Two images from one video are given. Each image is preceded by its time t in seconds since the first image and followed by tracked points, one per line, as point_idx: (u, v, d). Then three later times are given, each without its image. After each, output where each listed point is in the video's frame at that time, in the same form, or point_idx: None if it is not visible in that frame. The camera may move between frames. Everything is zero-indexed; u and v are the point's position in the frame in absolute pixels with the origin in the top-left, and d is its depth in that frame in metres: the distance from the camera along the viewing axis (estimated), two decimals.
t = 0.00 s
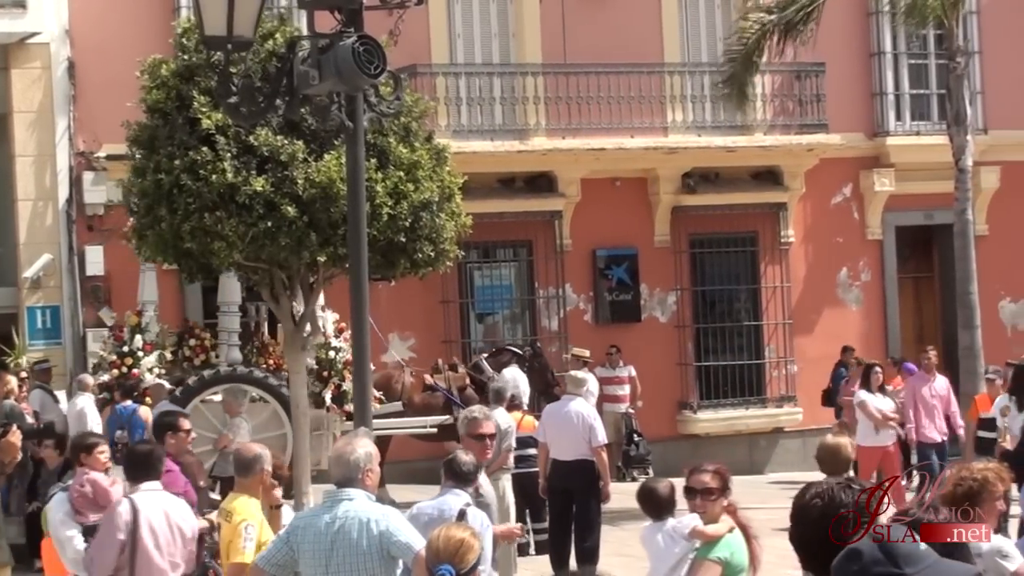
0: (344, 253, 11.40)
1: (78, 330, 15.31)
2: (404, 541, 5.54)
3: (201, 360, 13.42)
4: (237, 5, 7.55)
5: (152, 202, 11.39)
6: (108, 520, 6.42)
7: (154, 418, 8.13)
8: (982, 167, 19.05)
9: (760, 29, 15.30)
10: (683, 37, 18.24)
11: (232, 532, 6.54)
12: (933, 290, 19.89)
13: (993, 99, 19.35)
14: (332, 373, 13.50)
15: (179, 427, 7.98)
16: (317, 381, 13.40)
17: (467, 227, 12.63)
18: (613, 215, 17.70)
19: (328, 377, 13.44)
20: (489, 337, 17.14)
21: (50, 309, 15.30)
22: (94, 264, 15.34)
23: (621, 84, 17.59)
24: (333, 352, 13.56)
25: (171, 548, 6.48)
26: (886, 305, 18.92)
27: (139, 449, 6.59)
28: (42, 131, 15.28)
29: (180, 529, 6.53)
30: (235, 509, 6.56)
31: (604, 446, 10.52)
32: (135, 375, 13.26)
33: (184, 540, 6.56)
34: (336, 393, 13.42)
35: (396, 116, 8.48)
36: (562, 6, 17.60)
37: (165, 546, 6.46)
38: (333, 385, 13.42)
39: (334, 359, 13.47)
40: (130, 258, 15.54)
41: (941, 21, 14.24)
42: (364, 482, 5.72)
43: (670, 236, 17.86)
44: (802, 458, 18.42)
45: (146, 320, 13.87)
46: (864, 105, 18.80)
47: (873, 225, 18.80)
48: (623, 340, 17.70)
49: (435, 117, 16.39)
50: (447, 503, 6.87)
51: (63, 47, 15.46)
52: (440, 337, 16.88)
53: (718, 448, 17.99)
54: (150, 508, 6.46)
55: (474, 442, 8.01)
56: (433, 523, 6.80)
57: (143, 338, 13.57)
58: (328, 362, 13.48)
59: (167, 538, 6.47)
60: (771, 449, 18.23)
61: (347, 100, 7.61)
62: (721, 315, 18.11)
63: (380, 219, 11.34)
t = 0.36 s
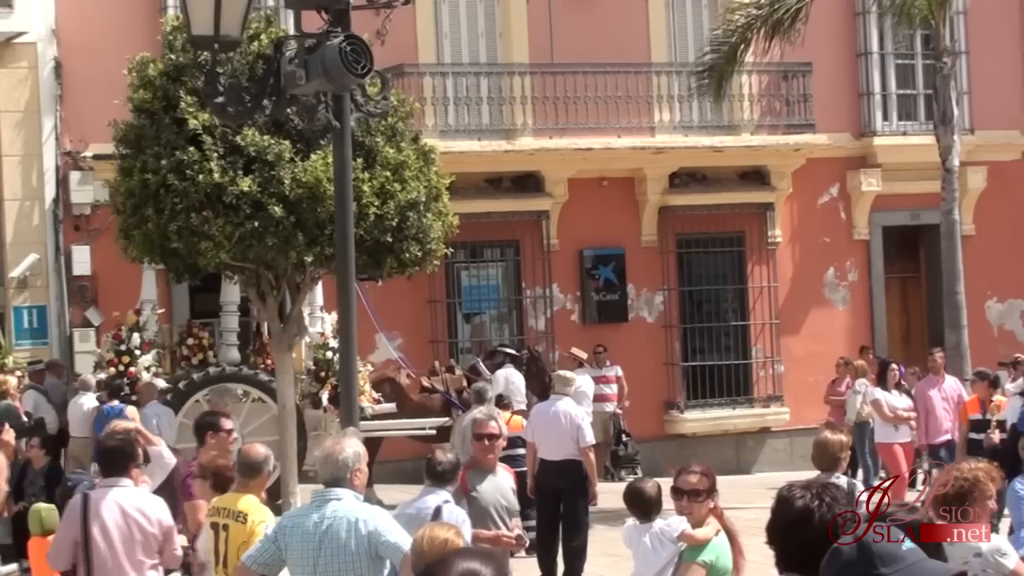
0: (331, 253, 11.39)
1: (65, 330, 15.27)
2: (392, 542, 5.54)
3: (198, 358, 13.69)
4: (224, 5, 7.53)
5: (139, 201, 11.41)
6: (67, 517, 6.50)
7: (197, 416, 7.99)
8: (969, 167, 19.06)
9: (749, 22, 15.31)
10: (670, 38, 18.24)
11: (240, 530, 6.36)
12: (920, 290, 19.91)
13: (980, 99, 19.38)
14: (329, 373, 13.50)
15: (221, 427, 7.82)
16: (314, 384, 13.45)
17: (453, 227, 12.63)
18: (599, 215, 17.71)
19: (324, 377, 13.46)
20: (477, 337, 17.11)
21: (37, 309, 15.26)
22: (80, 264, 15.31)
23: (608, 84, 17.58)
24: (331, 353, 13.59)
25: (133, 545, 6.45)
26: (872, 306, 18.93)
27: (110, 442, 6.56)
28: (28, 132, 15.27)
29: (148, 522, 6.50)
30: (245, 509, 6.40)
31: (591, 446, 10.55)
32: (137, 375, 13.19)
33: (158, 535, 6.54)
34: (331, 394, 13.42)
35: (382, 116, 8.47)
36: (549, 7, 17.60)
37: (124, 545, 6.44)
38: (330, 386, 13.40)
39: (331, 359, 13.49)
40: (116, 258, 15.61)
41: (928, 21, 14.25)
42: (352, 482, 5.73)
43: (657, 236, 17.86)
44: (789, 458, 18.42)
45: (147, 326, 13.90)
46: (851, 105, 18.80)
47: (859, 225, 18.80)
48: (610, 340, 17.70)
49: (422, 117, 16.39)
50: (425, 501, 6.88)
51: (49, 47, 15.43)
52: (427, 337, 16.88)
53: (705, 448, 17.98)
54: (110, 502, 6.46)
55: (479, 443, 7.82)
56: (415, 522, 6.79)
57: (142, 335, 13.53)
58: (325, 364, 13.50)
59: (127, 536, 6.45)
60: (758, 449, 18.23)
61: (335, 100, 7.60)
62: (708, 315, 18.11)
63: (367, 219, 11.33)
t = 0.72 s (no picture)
0: (319, 253, 11.39)
1: (52, 330, 15.28)
2: (377, 541, 5.51)
3: (193, 357, 13.75)
4: (210, 4, 7.53)
5: (126, 200, 11.41)
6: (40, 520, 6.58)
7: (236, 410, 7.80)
8: (956, 167, 19.10)
9: (743, 27, 15.34)
10: (657, 38, 18.25)
11: (228, 533, 6.34)
12: (907, 290, 19.93)
13: (967, 100, 19.41)
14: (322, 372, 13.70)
15: (257, 423, 7.66)
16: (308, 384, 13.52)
17: (442, 227, 12.63)
18: (587, 215, 17.71)
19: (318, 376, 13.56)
20: (464, 337, 17.10)
21: (23, 309, 15.27)
22: (67, 263, 15.30)
23: (595, 84, 17.59)
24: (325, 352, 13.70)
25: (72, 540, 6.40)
26: (859, 306, 18.95)
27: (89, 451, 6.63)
28: (15, 131, 15.30)
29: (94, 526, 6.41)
30: (230, 512, 6.40)
31: (578, 445, 10.53)
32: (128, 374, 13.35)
33: (106, 542, 6.43)
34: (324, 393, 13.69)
35: (369, 116, 8.46)
36: (535, 7, 17.61)
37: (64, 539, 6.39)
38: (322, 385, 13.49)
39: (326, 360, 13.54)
40: (104, 257, 15.56)
41: (915, 22, 14.27)
42: (338, 482, 5.76)
43: (644, 236, 17.87)
44: (775, 458, 18.43)
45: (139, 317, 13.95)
46: (838, 105, 18.83)
47: (846, 225, 18.82)
48: (597, 340, 17.70)
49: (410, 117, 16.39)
50: (407, 502, 6.92)
51: (36, 46, 15.42)
52: (414, 338, 16.88)
53: (692, 448, 17.98)
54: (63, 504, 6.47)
55: (493, 443, 7.59)
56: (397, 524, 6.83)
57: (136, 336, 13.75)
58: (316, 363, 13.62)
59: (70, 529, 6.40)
60: (744, 449, 18.23)
61: (321, 100, 7.60)
62: (695, 315, 18.13)
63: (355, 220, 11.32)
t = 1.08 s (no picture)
0: (305, 253, 11.39)
1: (37, 330, 15.26)
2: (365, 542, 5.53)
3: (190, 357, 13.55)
4: (196, 4, 7.52)
5: (112, 200, 11.40)
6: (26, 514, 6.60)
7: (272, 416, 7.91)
8: (941, 167, 19.14)
9: (735, 37, 15.34)
10: (644, 38, 18.26)
11: (210, 534, 6.33)
12: (892, 290, 19.96)
13: (952, 100, 19.44)
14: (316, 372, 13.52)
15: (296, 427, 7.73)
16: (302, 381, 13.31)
17: (428, 226, 12.63)
18: (573, 215, 17.72)
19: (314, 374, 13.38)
20: (451, 337, 17.12)
21: (8, 308, 15.26)
22: (53, 262, 15.27)
23: (581, 84, 17.60)
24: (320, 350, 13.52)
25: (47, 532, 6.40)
26: (845, 306, 18.97)
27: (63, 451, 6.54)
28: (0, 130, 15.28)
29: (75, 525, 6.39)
30: (212, 512, 6.38)
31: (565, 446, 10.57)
32: (124, 373, 13.08)
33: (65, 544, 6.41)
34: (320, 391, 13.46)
35: (355, 116, 8.44)
36: (521, 7, 17.60)
37: (38, 531, 6.42)
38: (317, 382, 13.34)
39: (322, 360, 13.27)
40: (89, 257, 15.53)
41: (901, 23, 14.28)
42: (323, 482, 5.76)
43: (630, 236, 17.87)
44: (761, 458, 18.44)
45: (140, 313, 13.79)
46: (824, 106, 18.85)
47: (832, 225, 18.83)
48: (584, 340, 17.70)
49: (396, 118, 16.40)
50: (393, 502, 6.92)
51: (21, 45, 15.40)
52: (400, 338, 16.88)
53: (679, 448, 17.97)
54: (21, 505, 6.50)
55: (517, 444, 6.97)
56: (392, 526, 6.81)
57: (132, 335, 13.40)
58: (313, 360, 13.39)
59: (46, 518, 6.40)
60: (730, 449, 18.24)
61: (307, 99, 7.60)
62: (680, 315, 18.15)
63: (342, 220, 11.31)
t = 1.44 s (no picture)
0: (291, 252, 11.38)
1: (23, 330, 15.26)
2: (350, 542, 5.54)
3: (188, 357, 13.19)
4: (183, 4, 7.52)
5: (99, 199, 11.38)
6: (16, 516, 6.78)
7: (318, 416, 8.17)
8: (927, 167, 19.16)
9: (730, 40, 15.46)
10: (631, 38, 18.25)
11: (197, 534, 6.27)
12: (879, 290, 19.97)
13: (939, 100, 19.46)
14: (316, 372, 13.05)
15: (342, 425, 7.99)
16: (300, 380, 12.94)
17: (415, 226, 12.62)
18: (560, 215, 17.72)
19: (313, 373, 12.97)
20: (438, 337, 17.09)
21: None
22: (39, 262, 15.28)
23: (568, 84, 17.60)
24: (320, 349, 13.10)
25: (33, 536, 6.59)
26: (831, 306, 18.98)
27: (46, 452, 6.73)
28: None
29: (58, 527, 6.57)
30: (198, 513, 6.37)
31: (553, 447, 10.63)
32: (122, 372, 12.77)
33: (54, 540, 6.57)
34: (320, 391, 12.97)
35: (343, 116, 8.43)
36: (508, 7, 17.59)
37: (26, 532, 6.61)
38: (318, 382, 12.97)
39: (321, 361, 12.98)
40: (75, 257, 15.52)
41: (888, 23, 14.31)
42: (310, 481, 5.75)
43: (617, 236, 17.87)
44: (747, 458, 18.44)
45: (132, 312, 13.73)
46: (810, 105, 18.86)
47: (818, 225, 18.84)
48: (570, 340, 17.69)
49: (382, 117, 16.40)
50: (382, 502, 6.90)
51: (7, 44, 15.39)
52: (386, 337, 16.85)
53: (666, 448, 17.96)
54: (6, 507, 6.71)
55: (558, 444, 6.95)
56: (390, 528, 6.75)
57: (129, 334, 13.06)
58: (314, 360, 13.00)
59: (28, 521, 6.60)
60: (717, 449, 18.24)
61: (293, 98, 7.59)
62: (667, 315, 18.14)
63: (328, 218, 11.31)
